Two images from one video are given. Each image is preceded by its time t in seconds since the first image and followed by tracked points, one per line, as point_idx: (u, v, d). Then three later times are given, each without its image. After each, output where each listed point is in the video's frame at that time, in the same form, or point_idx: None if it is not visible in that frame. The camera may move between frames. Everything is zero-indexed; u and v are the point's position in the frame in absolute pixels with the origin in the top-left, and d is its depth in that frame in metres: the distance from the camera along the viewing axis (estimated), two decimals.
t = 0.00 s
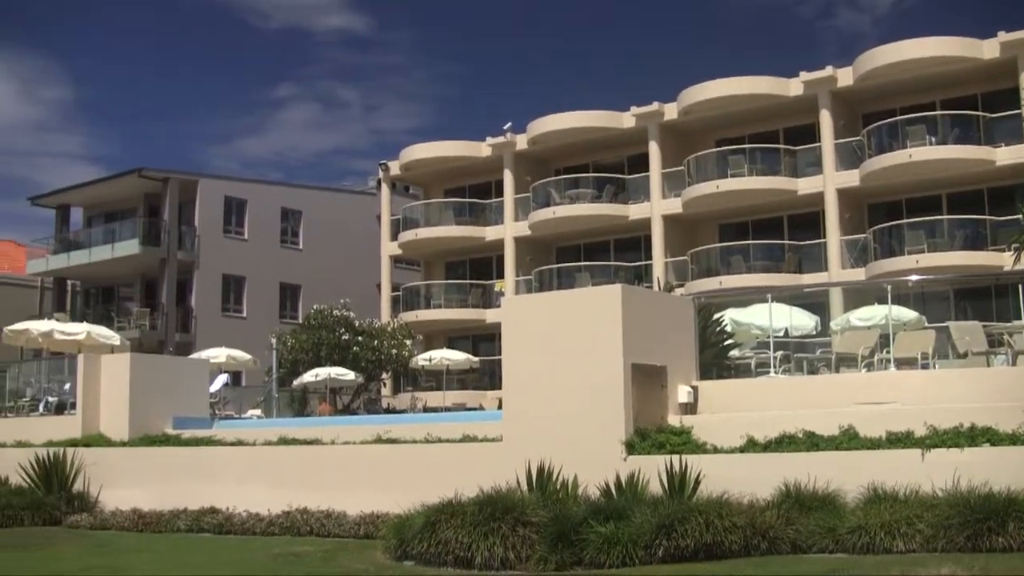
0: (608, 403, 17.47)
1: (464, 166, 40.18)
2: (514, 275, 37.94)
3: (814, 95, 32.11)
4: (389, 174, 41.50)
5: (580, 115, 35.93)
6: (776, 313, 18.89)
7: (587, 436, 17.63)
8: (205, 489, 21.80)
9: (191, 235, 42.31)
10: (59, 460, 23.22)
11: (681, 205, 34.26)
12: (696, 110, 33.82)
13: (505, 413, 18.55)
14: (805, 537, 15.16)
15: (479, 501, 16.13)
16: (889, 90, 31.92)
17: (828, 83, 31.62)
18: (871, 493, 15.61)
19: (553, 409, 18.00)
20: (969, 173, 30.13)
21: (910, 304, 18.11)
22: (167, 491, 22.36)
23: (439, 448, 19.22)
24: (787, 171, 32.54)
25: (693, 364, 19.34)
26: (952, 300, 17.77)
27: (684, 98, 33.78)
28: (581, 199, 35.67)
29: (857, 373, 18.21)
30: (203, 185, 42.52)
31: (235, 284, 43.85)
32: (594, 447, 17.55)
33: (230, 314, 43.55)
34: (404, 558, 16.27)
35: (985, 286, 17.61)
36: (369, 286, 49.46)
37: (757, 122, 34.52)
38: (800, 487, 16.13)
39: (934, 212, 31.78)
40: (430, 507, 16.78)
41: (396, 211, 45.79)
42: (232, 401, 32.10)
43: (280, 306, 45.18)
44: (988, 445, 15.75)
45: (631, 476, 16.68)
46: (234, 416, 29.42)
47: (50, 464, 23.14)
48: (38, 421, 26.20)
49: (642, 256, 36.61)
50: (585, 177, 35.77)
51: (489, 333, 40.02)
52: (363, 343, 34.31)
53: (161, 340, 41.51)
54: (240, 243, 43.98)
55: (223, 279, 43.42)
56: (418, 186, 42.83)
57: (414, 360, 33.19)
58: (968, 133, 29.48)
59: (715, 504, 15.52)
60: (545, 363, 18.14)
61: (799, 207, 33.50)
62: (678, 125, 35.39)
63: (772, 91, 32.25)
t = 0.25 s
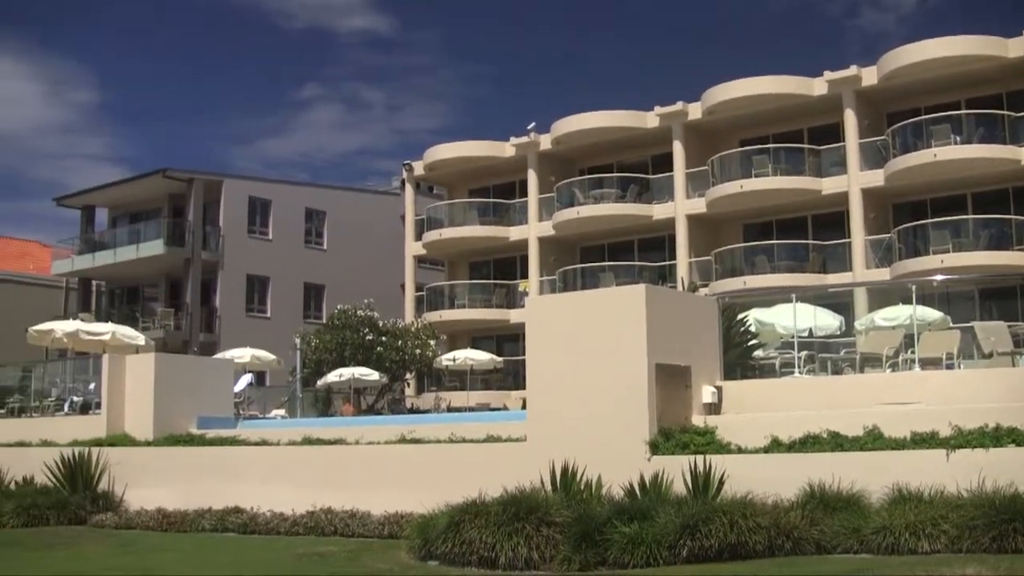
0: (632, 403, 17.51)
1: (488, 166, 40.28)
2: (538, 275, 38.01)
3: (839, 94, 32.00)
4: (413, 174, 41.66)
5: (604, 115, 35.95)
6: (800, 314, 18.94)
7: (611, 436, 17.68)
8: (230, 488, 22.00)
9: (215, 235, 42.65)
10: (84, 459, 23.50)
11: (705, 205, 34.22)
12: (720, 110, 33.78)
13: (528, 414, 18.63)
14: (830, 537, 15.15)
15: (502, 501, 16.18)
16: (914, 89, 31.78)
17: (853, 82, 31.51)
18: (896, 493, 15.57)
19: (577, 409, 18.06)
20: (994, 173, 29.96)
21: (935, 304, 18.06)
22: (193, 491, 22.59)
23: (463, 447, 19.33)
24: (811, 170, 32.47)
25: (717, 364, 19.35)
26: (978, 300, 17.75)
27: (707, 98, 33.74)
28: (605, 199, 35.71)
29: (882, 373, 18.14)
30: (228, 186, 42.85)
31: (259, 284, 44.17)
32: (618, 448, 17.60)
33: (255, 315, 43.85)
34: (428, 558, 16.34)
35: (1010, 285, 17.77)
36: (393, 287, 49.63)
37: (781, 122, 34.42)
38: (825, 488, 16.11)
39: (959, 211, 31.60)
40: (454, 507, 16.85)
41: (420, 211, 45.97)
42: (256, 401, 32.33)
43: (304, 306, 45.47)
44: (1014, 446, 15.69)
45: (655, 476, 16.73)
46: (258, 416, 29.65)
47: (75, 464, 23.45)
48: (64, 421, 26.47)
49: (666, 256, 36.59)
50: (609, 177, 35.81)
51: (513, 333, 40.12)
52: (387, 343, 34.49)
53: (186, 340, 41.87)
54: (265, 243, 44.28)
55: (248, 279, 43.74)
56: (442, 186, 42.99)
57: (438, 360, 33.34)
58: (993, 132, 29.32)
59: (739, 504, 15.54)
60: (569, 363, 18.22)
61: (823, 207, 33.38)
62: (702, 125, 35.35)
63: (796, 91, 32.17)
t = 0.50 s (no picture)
0: (650, 402, 17.54)
1: (504, 165, 40.34)
2: (555, 274, 38.05)
3: (857, 93, 31.91)
4: (430, 174, 41.76)
5: (621, 115, 35.96)
6: (818, 313, 19.02)
7: (628, 435, 17.73)
8: (248, 488, 22.14)
9: (232, 235, 42.88)
10: (102, 459, 23.68)
11: (722, 204, 34.18)
12: (737, 109, 33.74)
13: (545, 413, 18.69)
14: (848, 536, 15.12)
15: (520, 500, 16.23)
16: (932, 87, 31.67)
17: (870, 81, 31.42)
18: (914, 492, 15.54)
19: (594, 409, 18.12)
20: (1013, 171, 29.83)
21: (953, 303, 18.09)
22: (211, 490, 22.73)
23: (481, 447, 19.40)
24: (829, 169, 32.38)
25: (735, 364, 19.36)
26: (995, 299, 17.76)
27: (724, 97, 33.71)
28: (622, 198, 35.72)
29: (900, 373, 18.02)
30: (246, 187, 43.08)
31: (277, 284, 44.37)
32: (636, 447, 17.63)
33: (272, 314, 44.05)
34: (445, 557, 16.40)
35: None
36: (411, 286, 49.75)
37: (798, 121, 34.35)
38: (843, 487, 16.08)
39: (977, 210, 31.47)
40: (472, 507, 16.91)
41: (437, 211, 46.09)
42: (274, 400, 32.51)
43: (322, 306, 45.65)
44: None
45: (673, 476, 16.76)
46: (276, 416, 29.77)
47: (93, 464, 23.61)
48: (82, 421, 26.66)
49: (683, 255, 36.58)
50: (626, 177, 35.82)
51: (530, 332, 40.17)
52: (404, 342, 34.61)
53: (203, 339, 41.91)
54: (282, 243, 44.48)
55: (265, 278, 43.95)
56: (459, 186, 43.10)
57: (456, 359, 33.43)
58: (1012, 131, 29.21)
59: (757, 503, 15.55)
60: (586, 362, 18.27)
61: (841, 206, 33.29)
62: (719, 124, 35.31)
63: (813, 89, 32.10)
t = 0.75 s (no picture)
0: (666, 399, 17.56)
1: (521, 163, 40.36)
2: (572, 272, 38.06)
3: (874, 90, 31.80)
4: (447, 172, 41.83)
5: (637, 112, 35.93)
6: (835, 311, 18.90)
7: (645, 432, 17.75)
8: (266, 485, 22.26)
9: (249, 233, 43.08)
10: (120, 456, 23.85)
11: (739, 201, 34.12)
12: (754, 106, 33.67)
13: (562, 411, 18.72)
14: (865, 534, 15.09)
15: (536, 498, 16.26)
16: (950, 84, 31.51)
17: (887, 78, 31.30)
18: (932, 491, 15.49)
19: (611, 406, 18.14)
20: None
21: (971, 301, 17.96)
22: (228, 487, 22.85)
23: (497, 444, 19.46)
24: (846, 166, 32.24)
25: (752, 361, 19.36)
26: (1014, 296, 17.48)
27: (741, 94, 33.64)
28: (638, 196, 35.70)
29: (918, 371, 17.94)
30: (263, 185, 43.25)
31: (293, 282, 44.55)
32: (653, 444, 17.64)
33: (289, 312, 44.22)
34: (463, 554, 16.43)
35: None
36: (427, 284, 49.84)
37: (815, 118, 34.24)
38: (860, 485, 16.05)
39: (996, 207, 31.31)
40: (488, 504, 16.94)
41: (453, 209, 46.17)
42: (291, 398, 32.67)
43: (338, 304, 45.80)
44: None
45: (690, 473, 16.77)
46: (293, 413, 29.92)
47: (111, 461, 23.74)
48: (101, 418, 26.84)
49: (700, 253, 36.54)
50: (643, 174, 35.79)
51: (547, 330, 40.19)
52: (421, 340, 34.72)
53: (221, 337, 42.23)
54: (299, 241, 44.63)
55: (282, 276, 44.13)
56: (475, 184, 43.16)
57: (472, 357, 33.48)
58: None
59: (774, 501, 15.55)
60: (602, 360, 18.29)
61: (858, 203, 33.17)
62: (736, 121, 35.23)
63: (830, 86, 32.00)
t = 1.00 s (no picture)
0: (685, 395, 17.52)
1: (538, 159, 40.33)
2: (590, 267, 38.01)
3: (892, 84, 31.61)
4: (464, 168, 41.84)
5: (655, 107, 35.83)
6: (854, 305, 18.75)
7: (664, 428, 17.71)
8: (285, 482, 22.34)
9: (267, 230, 43.25)
10: (140, 453, 24.00)
11: (758, 196, 33.98)
12: (772, 101, 33.53)
13: (581, 407, 18.71)
14: (886, 530, 14.99)
15: (555, 494, 16.25)
16: (970, 77, 31.27)
17: (906, 71, 31.09)
18: (954, 486, 15.36)
19: (630, 402, 18.11)
20: None
21: (991, 295, 17.79)
22: (248, 484, 22.94)
23: (516, 440, 19.46)
24: (865, 160, 32.04)
25: (771, 356, 19.30)
26: None
27: (759, 89, 33.50)
28: (656, 191, 35.61)
29: (938, 366, 17.87)
30: (281, 182, 43.38)
31: (312, 279, 44.68)
32: (672, 439, 17.60)
33: (308, 309, 44.35)
34: (482, 551, 16.44)
35: None
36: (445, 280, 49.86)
37: (834, 112, 34.05)
38: (880, 480, 15.97)
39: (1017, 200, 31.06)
40: (507, 500, 16.94)
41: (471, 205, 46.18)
42: (310, 394, 32.81)
43: (357, 300, 45.91)
44: None
45: (709, 469, 16.74)
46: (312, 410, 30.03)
47: (132, 458, 23.92)
48: (121, 416, 27.03)
49: (718, 248, 36.42)
50: (661, 169, 35.69)
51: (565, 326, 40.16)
52: (439, 336, 34.77)
53: (240, 334, 42.47)
54: (317, 238, 44.76)
55: (301, 273, 44.27)
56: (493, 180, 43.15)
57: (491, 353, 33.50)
58: None
59: (794, 497, 15.49)
60: (621, 355, 18.27)
61: (878, 197, 32.97)
62: (754, 115, 35.08)
63: (848, 80, 31.82)
